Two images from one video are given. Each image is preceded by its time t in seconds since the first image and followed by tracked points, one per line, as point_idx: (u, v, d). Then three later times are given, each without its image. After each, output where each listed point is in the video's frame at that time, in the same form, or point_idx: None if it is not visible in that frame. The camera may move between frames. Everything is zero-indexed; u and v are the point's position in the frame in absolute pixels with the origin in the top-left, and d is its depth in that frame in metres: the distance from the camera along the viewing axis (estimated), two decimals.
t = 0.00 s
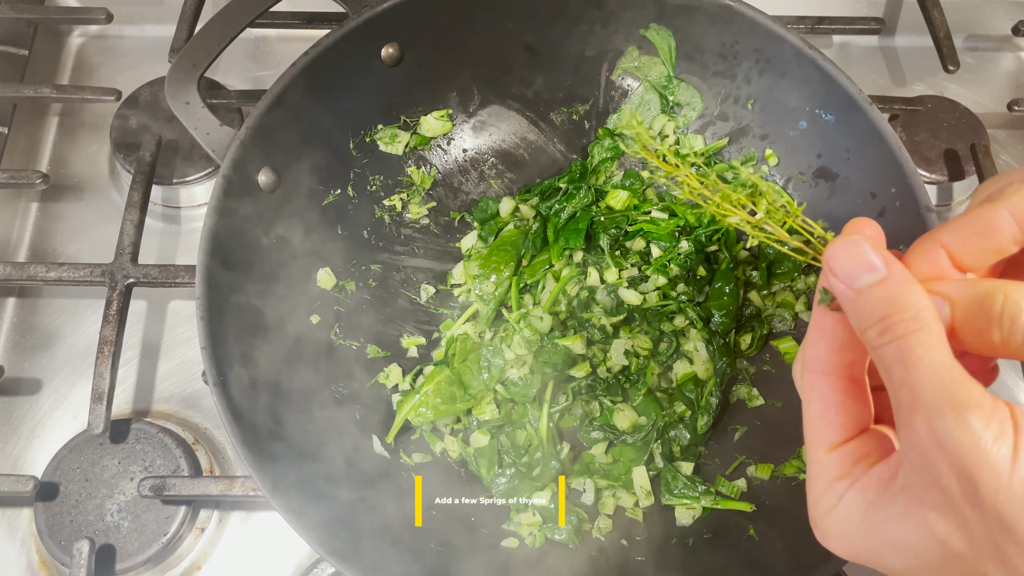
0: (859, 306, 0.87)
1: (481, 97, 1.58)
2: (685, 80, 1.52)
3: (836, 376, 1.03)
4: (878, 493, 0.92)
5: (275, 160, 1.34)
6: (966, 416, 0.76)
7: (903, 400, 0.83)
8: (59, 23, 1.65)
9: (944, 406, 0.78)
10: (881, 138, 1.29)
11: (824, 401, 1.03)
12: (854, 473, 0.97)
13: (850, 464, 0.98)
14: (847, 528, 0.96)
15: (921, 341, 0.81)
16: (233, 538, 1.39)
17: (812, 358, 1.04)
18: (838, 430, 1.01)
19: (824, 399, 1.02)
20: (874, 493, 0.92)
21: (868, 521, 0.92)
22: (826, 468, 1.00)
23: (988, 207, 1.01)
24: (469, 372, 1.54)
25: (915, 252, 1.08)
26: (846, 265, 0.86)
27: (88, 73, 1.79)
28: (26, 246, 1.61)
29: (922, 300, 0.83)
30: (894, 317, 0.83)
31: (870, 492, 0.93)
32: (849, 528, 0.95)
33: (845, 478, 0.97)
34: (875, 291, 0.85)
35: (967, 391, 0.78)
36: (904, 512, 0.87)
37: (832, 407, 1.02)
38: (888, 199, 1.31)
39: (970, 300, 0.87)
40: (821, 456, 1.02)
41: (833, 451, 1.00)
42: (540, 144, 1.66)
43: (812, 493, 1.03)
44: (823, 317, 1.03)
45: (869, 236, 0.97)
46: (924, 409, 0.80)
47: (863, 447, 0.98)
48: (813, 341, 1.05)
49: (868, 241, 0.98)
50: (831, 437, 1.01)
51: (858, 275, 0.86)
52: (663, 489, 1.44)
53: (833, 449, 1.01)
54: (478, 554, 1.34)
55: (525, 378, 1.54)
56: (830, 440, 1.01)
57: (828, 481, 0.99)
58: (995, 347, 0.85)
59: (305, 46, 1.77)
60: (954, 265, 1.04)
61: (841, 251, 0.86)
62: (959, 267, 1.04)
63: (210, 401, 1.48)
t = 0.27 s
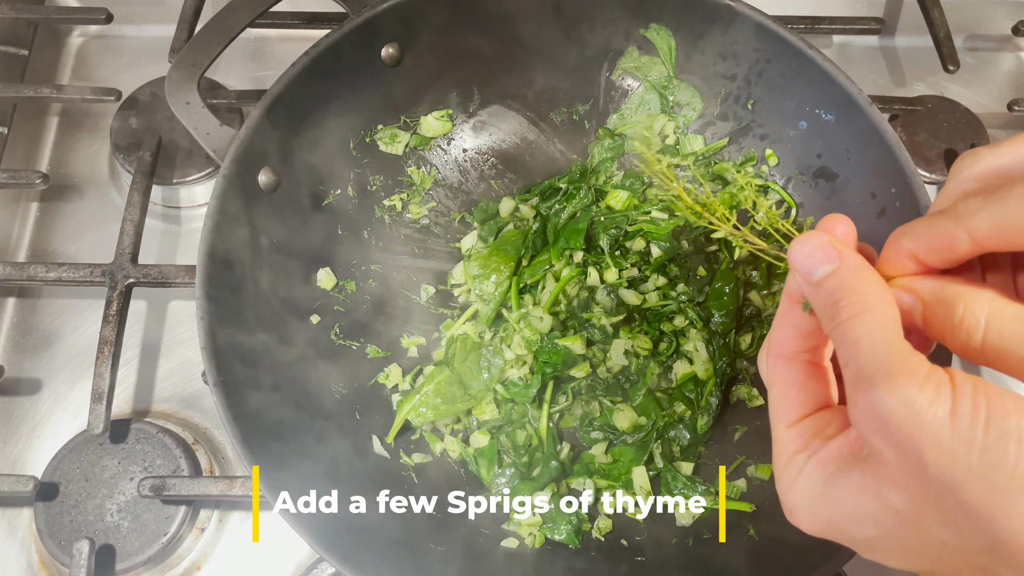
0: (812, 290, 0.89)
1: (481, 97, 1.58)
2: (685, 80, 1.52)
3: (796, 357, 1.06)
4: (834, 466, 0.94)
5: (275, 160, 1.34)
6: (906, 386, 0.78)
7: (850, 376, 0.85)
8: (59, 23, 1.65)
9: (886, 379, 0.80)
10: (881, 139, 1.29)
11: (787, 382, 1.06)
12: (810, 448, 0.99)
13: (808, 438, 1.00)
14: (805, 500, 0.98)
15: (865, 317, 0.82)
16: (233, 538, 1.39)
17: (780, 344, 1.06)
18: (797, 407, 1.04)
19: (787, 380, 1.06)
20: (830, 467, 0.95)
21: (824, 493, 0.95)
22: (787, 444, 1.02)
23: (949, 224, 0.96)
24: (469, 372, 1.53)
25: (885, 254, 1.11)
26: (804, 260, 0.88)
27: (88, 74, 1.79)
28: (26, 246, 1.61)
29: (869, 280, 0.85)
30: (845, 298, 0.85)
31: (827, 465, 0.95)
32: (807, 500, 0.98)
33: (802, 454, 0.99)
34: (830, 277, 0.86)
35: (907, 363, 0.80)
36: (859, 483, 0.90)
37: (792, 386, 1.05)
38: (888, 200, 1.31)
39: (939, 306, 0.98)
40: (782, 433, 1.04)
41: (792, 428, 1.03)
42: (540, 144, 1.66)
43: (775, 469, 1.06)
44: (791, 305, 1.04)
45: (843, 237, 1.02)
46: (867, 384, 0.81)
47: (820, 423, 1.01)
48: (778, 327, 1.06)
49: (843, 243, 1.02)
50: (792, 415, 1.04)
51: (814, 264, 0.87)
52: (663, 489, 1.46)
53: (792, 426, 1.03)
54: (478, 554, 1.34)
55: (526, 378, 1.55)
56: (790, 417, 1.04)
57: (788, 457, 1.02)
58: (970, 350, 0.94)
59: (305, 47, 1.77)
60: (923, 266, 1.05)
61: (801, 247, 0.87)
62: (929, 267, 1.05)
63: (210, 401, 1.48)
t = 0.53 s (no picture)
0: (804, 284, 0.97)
1: (481, 97, 1.58)
2: (685, 80, 1.52)
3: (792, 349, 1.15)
4: (825, 450, 1.02)
5: (275, 160, 1.33)
6: (881, 368, 0.84)
7: (833, 361, 0.92)
8: (59, 23, 1.65)
9: (863, 363, 0.86)
10: (881, 139, 1.29)
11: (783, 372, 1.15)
12: (802, 433, 1.08)
13: (799, 424, 1.09)
14: (799, 481, 1.07)
15: (848, 306, 0.89)
16: (233, 538, 1.38)
17: (777, 337, 1.15)
18: (793, 394, 1.13)
19: (783, 370, 1.15)
20: (821, 450, 1.03)
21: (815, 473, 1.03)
22: (781, 429, 1.11)
23: (932, 227, 0.97)
24: (469, 372, 1.54)
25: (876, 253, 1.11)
26: (795, 255, 0.96)
27: (88, 73, 1.79)
28: (26, 246, 1.61)
29: (855, 272, 0.92)
30: (832, 289, 0.92)
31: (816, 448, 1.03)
32: (802, 481, 1.07)
33: (794, 438, 1.08)
34: (818, 272, 0.95)
35: (884, 348, 0.86)
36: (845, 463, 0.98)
37: (788, 375, 1.14)
38: (889, 200, 1.31)
39: (929, 303, 0.98)
40: (779, 418, 1.14)
41: (786, 414, 1.12)
42: (540, 144, 1.66)
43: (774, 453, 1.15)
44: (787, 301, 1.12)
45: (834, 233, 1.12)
46: (848, 368, 0.88)
47: (813, 410, 1.09)
48: (775, 322, 1.15)
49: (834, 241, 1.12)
50: (786, 402, 1.13)
51: (803, 261, 0.96)
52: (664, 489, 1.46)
53: (786, 412, 1.12)
54: (478, 555, 1.34)
55: (526, 378, 1.54)
56: (785, 404, 1.13)
57: (783, 440, 1.11)
58: (954, 348, 0.94)
59: (305, 46, 1.77)
60: (914, 266, 1.05)
61: (794, 242, 0.96)
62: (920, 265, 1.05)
63: (210, 401, 1.48)
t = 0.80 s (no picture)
0: (798, 277, 1.01)
1: (481, 97, 1.58)
2: (685, 80, 1.52)
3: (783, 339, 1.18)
4: (811, 437, 1.07)
5: (275, 159, 1.33)
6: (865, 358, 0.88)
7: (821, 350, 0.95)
8: (59, 22, 1.65)
9: (847, 353, 0.89)
10: (880, 139, 1.29)
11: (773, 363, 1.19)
12: (789, 421, 1.13)
13: (786, 412, 1.14)
14: (784, 467, 1.12)
15: (840, 298, 0.93)
16: (233, 538, 1.38)
17: (769, 328, 1.19)
18: (781, 383, 1.17)
19: (774, 361, 1.18)
20: (806, 437, 1.07)
21: (800, 459, 1.08)
22: (769, 417, 1.16)
23: (956, 229, 1.00)
24: (469, 372, 1.54)
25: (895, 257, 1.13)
26: (790, 250, 0.99)
27: (88, 73, 1.79)
28: (26, 246, 1.61)
29: (850, 266, 0.94)
30: (828, 281, 0.95)
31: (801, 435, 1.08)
32: (787, 467, 1.11)
33: (782, 425, 1.13)
34: (814, 265, 0.98)
35: (870, 338, 0.89)
36: (829, 449, 1.02)
37: (777, 364, 1.18)
38: (889, 200, 1.31)
39: (951, 304, 0.99)
40: (767, 406, 1.18)
41: (774, 402, 1.16)
42: (540, 144, 1.66)
43: (763, 440, 1.19)
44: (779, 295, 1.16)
45: (833, 229, 1.14)
46: (833, 357, 0.91)
47: (800, 398, 1.14)
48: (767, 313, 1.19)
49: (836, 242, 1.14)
50: (774, 391, 1.18)
51: (799, 255, 0.98)
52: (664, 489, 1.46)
53: (774, 400, 1.17)
54: (479, 554, 1.34)
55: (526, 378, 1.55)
56: (773, 393, 1.18)
57: (771, 427, 1.16)
58: (977, 352, 0.94)
59: (305, 46, 1.77)
60: (938, 269, 1.08)
61: (789, 237, 0.98)
62: (943, 268, 1.08)
63: (210, 401, 1.48)
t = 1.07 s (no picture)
0: (812, 256, 1.02)
1: (482, 97, 1.58)
2: (685, 80, 1.52)
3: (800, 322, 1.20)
4: (821, 417, 1.08)
5: (275, 160, 1.33)
6: (868, 342, 0.87)
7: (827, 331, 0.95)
8: (59, 22, 1.65)
9: (849, 332, 0.90)
10: (880, 139, 1.30)
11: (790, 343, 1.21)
12: (798, 401, 1.14)
13: (796, 392, 1.15)
14: (792, 447, 1.13)
15: (850, 278, 0.93)
16: (233, 538, 1.38)
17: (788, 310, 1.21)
18: (796, 363, 1.19)
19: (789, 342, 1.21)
20: (816, 417, 1.09)
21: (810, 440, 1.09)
22: (781, 397, 1.18)
23: (980, 212, 1.00)
24: (469, 372, 1.53)
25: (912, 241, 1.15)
26: (804, 233, 1.00)
27: (88, 73, 1.79)
28: (26, 246, 1.61)
29: (861, 246, 0.94)
30: (839, 262, 0.95)
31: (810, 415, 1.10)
32: (794, 446, 1.13)
33: (792, 406, 1.14)
34: (828, 246, 0.98)
35: (874, 319, 0.89)
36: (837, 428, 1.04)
37: (794, 346, 1.20)
38: (889, 200, 1.31)
39: (976, 290, 0.99)
40: (781, 385, 1.20)
41: (788, 383, 1.18)
42: (540, 144, 1.65)
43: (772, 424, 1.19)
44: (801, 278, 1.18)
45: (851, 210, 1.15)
46: (835, 337, 0.92)
47: (810, 379, 1.15)
48: (786, 293, 1.22)
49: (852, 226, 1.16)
50: (788, 371, 1.20)
51: (814, 236, 0.99)
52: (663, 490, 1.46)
53: (787, 380, 1.19)
54: (478, 554, 1.34)
55: (526, 378, 1.55)
56: (787, 372, 1.19)
57: (780, 408, 1.17)
58: (1003, 335, 0.96)
59: (305, 46, 1.77)
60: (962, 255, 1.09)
61: (801, 220, 1.00)
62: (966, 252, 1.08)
63: (210, 401, 1.48)
